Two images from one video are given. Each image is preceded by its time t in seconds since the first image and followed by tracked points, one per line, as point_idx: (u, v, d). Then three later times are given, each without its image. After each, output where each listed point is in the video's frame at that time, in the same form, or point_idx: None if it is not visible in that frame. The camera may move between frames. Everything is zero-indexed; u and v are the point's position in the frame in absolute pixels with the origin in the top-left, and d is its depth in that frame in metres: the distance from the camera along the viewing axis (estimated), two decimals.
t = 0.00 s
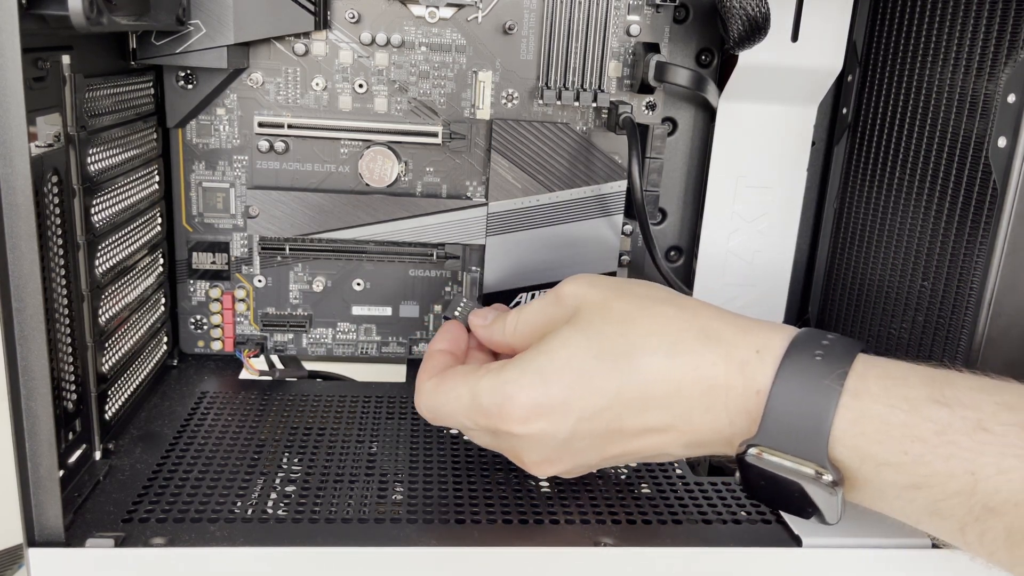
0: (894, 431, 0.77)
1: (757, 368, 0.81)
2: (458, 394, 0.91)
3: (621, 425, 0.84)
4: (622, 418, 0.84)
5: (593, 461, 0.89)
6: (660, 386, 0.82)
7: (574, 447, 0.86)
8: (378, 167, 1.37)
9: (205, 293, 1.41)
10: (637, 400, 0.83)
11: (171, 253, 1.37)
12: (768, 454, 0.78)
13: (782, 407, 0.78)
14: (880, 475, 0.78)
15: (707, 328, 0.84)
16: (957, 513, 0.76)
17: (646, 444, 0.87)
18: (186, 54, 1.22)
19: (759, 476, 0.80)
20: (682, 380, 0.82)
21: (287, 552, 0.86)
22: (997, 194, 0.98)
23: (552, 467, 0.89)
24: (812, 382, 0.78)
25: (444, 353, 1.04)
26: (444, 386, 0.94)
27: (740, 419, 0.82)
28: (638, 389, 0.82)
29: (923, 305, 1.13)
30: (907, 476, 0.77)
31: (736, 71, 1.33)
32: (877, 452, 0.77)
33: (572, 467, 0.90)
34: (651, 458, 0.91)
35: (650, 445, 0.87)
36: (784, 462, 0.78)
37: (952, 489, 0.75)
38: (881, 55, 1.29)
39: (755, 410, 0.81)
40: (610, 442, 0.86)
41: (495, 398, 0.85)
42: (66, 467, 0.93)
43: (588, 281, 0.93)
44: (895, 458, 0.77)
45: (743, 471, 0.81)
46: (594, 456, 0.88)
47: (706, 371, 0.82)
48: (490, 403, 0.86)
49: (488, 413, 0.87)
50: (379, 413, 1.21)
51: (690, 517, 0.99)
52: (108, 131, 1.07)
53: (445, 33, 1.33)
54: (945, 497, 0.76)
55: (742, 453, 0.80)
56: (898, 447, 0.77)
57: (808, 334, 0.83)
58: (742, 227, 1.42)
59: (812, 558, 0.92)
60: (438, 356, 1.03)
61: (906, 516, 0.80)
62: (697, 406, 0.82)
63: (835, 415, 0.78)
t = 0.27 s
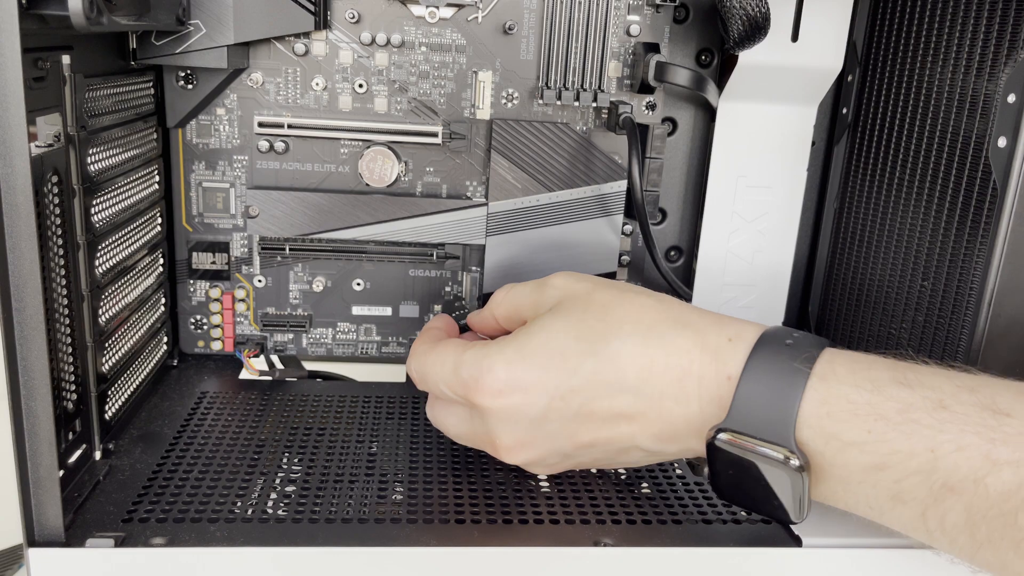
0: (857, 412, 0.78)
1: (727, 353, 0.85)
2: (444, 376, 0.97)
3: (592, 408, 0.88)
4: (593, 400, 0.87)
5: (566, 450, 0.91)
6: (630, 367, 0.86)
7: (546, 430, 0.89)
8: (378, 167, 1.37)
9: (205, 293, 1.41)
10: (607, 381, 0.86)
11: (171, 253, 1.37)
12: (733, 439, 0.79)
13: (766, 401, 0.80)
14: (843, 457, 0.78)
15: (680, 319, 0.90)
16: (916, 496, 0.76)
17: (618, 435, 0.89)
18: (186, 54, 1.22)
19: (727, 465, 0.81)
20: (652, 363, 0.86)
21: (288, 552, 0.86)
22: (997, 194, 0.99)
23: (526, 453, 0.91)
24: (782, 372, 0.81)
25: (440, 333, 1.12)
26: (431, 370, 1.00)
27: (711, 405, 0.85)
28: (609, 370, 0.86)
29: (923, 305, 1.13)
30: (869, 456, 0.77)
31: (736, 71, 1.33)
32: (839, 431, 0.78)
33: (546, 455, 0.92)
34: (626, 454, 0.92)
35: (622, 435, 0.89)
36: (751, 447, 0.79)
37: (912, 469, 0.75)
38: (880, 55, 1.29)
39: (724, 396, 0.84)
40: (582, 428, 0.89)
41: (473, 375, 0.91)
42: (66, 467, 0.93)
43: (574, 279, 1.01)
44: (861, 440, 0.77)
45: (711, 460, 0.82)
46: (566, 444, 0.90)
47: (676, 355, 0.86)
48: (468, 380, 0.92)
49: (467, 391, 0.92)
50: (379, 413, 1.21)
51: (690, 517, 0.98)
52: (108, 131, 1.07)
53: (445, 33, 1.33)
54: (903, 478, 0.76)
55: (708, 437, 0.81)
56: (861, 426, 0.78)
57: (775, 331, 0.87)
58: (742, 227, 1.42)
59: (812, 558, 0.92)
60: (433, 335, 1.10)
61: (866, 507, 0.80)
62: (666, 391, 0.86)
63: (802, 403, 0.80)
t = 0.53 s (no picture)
0: (828, 357, 0.84)
1: (712, 310, 0.94)
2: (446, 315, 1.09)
3: (571, 333, 0.95)
4: (573, 324, 0.96)
5: (536, 381, 0.94)
6: (616, 304, 0.97)
7: (523, 346, 0.95)
8: (378, 167, 1.37)
9: (205, 293, 1.41)
10: (591, 309, 0.97)
11: (170, 253, 1.37)
12: (706, 374, 0.84)
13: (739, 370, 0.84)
14: (808, 397, 0.82)
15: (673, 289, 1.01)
16: (873, 441, 0.78)
17: (592, 374, 0.93)
18: (186, 54, 1.22)
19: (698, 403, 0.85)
20: (636, 305, 0.97)
21: (288, 552, 0.86)
22: (997, 194, 0.99)
23: (499, 375, 0.95)
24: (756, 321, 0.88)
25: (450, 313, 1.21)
26: (437, 321, 1.11)
27: (686, 346, 0.91)
28: (595, 299, 0.98)
29: (923, 304, 1.13)
30: (833, 397, 0.81)
31: (736, 71, 1.33)
32: (806, 366, 0.84)
33: (518, 386, 0.94)
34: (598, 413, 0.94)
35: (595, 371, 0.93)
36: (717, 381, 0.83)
37: (871, 407, 0.79)
38: (881, 55, 1.29)
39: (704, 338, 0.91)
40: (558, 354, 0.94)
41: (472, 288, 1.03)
42: (66, 467, 0.93)
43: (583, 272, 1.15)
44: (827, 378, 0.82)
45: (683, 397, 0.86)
46: (538, 374, 0.94)
47: (661, 304, 0.96)
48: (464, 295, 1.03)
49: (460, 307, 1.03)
50: (379, 413, 1.21)
51: (690, 517, 0.98)
52: (108, 131, 1.07)
53: (445, 33, 1.33)
54: (862, 419, 0.79)
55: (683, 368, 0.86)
56: (826, 367, 0.83)
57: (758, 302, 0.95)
58: (742, 227, 1.42)
59: (812, 557, 0.92)
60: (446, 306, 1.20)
61: (824, 460, 0.81)
62: (646, 328, 0.94)
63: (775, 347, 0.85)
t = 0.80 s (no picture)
0: (794, 345, 0.83)
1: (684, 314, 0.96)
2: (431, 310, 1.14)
3: (537, 313, 0.98)
4: (540, 307, 0.99)
5: (496, 353, 0.97)
6: (586, 298, 1.00)
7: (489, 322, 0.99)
8: (378, 167, 1.37)
9: (205, 293, 1.40)
10: (561, 297, 1.01)
11: (170, 253, 1.37)
12: (676, 351, 0.83)
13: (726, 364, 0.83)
14: (769, 378, 0.80)
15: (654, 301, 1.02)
16: (829, 423, 0.75)
17: (553, 353, 0.94)
18: (186, 54, 1.22)
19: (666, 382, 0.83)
20: (606, 300, 0.99)
21: (289, 552, 0.86)
22: (997, 194, 0.99)
23: (464, 347, 0.99)
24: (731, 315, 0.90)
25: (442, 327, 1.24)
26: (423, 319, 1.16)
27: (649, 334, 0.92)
28: (571, 293, 1.01)
29: (923, 304, 1.13)
30: (795, 377, 0.79)
31: (736, 71, 1.33)
32: (770, 350, 0.83)
33: (480, 359, 0.97)
34: (558, 397, 0.93)
35: (555, 350, 0.94)
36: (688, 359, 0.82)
37: (829, 388, 0.77)
38: (881, 55, 1.30)
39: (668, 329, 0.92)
40: (521, 332, 0.97)
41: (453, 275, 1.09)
42: (66, 467, 0.93)
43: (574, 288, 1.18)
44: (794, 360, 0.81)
45: (650, 375, 0.84)
46: (499, 347, 0.97)
47: (631, 303, 0.98)
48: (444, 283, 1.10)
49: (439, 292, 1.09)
50: (378, 413, 1.21)
51: (691, 517, 0.98)
52: (108, 131, 1.07)
53: (445, 33, 1.33)
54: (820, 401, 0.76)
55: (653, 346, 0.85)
56: (791, 351, 0.82)
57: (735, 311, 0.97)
58: (742, 227, 1.42)
59: (812, 557, 0.91)
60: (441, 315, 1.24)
61: (781, 444, 0.78)
62: (611, 318, 0.96)
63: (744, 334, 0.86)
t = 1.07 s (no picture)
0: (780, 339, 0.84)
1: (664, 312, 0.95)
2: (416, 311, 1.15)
3: (517, 313, 0.98)
4: (520, 307, 0.99)
5: (476, 352, 0.97)
6: (567, 297, 1.00)
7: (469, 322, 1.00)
8: (378, 166, 1.37)
9: (205, 293, 1.41)
10: (542, 297, 1.01)
11: (171, 253, 1.37)
12: (655, 347, 0.84)
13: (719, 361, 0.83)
14: (746, 372, 0.81)
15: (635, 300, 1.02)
16: (804, 415, 0.75)
17: (533, 352, 0.94)
18: (186, 54, 1.22)
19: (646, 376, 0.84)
20: (585, 299, 0.99)
21: (289, 551, 0.86)
22: (997, 193, 0.99)
23: (444, 347, 0.99)
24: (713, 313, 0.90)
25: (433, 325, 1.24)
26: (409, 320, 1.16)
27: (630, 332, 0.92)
28: (552, 293, 1.01)
29: (922, 304, 1.14)
30: (771, 371, 0.79)
31: (736, 71, 1.33)
32: (746, 344, 0.83)
33: (461, 359, 0.98)
34: (539, 396, 0.94)
35: (534, 350, 0.94)
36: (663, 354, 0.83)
37: (804, 380, 0.77)
38: (881, 56, 1.30)
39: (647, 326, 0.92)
40: (502, 332, 0.97)
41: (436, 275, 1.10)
42: (66, 467, 0.93)
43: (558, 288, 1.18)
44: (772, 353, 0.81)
45: (629, 370, 0.85)
46: (479, 346, 0.97)
47: (610, 302, 0.98)
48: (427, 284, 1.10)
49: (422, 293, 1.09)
50: (378, 413, 1.21)
51: (691, 517, 0.98)
52: (108, 131, 1.07)
53: (445, 33, 1.33)
54: (796, 393, 0.76)
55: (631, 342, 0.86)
56: (769, 345, 0.82)
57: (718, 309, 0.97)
58: (742, 227, 1.42)
59: (811, 557, 0.91)
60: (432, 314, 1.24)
61: (758, 438, 0.78)
62: (589, 316, 0.96)
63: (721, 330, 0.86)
